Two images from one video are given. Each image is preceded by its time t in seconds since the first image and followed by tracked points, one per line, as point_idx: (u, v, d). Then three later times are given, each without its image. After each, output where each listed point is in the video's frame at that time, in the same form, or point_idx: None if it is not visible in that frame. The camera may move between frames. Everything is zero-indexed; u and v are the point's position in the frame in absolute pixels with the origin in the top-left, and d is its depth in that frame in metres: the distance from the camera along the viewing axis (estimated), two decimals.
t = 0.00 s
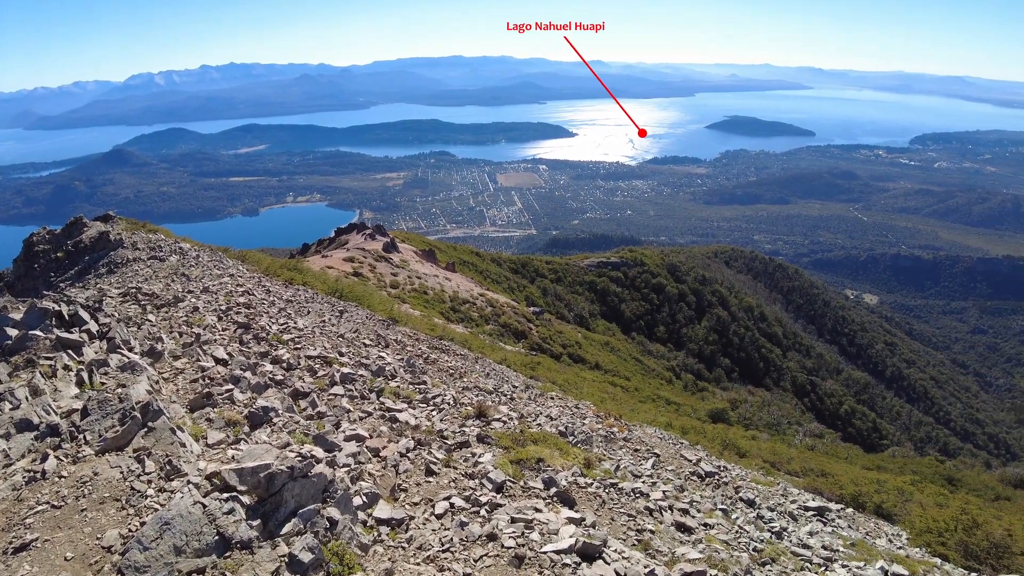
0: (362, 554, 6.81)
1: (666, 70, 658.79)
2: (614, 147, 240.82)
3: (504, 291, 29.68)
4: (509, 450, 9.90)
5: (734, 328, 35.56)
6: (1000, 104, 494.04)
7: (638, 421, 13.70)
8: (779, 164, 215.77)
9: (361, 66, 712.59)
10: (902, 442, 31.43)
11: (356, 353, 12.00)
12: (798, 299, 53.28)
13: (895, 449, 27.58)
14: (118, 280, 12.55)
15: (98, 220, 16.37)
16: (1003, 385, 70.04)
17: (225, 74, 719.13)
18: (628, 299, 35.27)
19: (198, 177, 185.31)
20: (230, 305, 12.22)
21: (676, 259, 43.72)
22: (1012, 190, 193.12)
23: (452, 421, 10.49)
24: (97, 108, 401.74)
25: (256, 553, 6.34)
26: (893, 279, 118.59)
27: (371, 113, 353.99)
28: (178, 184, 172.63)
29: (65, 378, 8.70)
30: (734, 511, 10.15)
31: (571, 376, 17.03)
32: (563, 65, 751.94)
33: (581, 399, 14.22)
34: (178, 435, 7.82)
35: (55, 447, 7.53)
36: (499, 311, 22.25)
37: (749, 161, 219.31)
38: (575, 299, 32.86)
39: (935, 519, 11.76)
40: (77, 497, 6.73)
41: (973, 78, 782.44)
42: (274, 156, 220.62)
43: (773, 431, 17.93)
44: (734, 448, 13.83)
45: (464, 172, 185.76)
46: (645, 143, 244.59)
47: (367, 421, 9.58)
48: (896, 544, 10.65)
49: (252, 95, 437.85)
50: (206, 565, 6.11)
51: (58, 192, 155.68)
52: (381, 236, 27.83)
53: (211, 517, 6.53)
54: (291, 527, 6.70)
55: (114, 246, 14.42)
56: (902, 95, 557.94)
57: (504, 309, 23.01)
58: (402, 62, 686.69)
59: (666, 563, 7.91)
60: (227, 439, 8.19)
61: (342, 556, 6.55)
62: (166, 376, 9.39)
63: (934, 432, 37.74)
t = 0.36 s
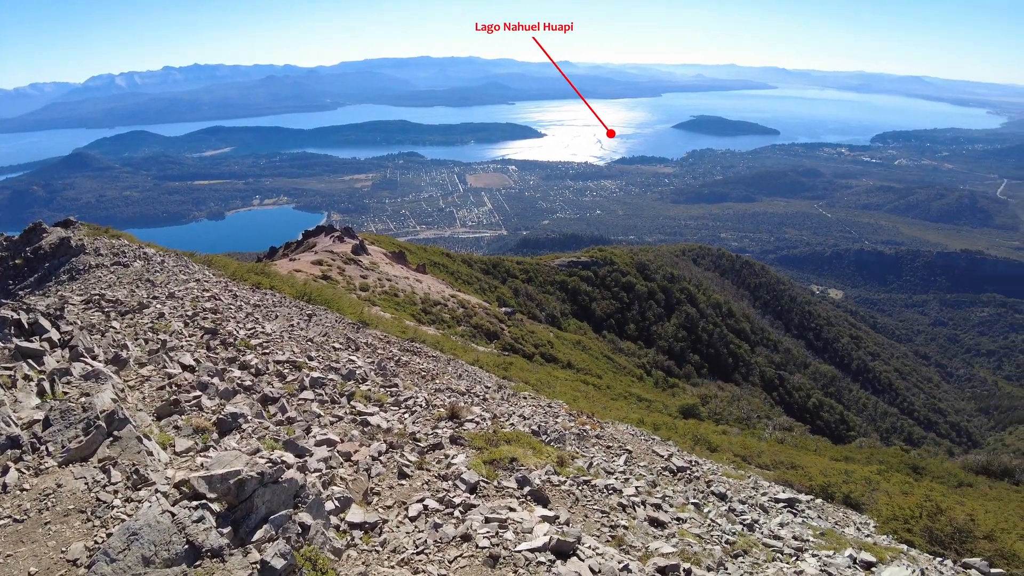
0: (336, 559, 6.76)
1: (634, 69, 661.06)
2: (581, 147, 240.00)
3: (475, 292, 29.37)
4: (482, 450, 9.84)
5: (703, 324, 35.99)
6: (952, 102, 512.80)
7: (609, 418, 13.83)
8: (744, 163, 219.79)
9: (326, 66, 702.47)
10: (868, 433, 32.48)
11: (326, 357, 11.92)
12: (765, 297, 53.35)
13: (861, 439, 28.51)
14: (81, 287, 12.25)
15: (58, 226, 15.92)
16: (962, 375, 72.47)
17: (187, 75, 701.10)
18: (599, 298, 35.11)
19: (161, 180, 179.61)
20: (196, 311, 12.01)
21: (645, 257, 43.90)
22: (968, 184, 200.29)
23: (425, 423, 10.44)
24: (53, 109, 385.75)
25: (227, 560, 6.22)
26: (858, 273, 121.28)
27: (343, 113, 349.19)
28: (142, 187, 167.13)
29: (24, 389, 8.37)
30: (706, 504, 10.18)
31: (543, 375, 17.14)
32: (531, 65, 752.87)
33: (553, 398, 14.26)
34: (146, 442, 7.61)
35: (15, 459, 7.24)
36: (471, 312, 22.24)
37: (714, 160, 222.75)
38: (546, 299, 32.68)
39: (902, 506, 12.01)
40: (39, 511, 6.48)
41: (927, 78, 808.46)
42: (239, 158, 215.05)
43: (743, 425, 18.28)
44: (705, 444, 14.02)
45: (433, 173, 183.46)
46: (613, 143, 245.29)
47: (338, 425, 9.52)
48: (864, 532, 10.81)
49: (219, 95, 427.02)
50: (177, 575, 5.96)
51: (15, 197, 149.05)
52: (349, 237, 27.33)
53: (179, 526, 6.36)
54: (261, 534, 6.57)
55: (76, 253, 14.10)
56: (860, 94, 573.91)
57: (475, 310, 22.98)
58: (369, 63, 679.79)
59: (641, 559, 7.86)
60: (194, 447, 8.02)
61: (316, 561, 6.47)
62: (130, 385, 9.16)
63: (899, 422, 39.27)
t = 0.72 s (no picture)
0: (311, 566, 6.70)
1: (603, 69, 662.35)
2: (552, 147, 239.94)
3: (450, 293, 29.11)
4: (458, 452, 9.83)
5: (675, 321, 36.33)
6: (912, 100, 528.41)
7: (585, 416, 13.93)
8: (713, 161, 223.30)
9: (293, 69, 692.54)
10: (839, 423, 33.37)
11: (298, 362, 11.81)
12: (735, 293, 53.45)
13: (832, 430, 29.32)
14: (44, 297, 11.96)
15: (22, 234, 15.55)
16: (928, 364, 74.40)
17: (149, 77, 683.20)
18: (573, 297, 35.14)
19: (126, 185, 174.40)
20: (165, 318, 11.81)
21: (617, 255, 44.03)
22: (930, 179, 206.64)
23: (400, 426, 10.41)
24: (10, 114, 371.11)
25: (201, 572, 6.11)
26: (826, 268, 123.64)
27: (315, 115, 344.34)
28: (107, 193, 162.00)
29: None
30: (681, 499, 10.29)
31: (519, 375, 17.17)
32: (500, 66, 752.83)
33: (529, 398, 14.29)
34: (113, 454, 7.41)
35: None
36: (445, 313, 22.13)
37: (684, 159, 225.83)
38: (521, 299, 32.58)
39: (872, 494, 12.25)
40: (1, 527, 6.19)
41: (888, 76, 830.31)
42: (210, 161, 210.92)
43: (717, 419, 18.55)
44: (680, 438, 14.19)
45: (404, 174, 182.06)
46: (584, 144, 245.42)
47: (312, 431, 9.44)
48: (836, 521, 11.00)
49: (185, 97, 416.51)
50: None
51: None
52: (321, 241, 26.96)
53: (149, 538, 6.19)
54: (235, 543, 6.47)
55: (40, 261, 13.82)
56: (825, 92, 586.76)
57: (450, 311, 22.88)
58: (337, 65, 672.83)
59: (617, 554, 7.90)
60: (166, 455, 7.88)
61: (290, 567, 6.43)
62: (98, 396, 8.92)
63: (869, 412, 40.38)
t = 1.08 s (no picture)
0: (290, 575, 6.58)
1: (577, 70, 665.56)
2: (526, 147, 240.15)
3: (427, 295, 28.96)
4: (436, 455, 9.79)
5: (652, 319, 36.62)
6: (878, 97, 541.30)
7: (564, 416, 13.96)
8: (686, 160, 226.12)
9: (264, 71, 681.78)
10: (814, 417, 34.08)
11: (273, 368, 11.65)
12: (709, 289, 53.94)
13: (807, 422, 29.96)
14: (8, 306, 11.62)
15: None
16: (898, 355, 75.99)
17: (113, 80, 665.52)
18: (550, 297, 35.16)
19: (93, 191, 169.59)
20: (136, 327, 11.58)
21: (593, 254, 44.12)
22: (897, 174, 211.80)
23: (377, 431, 10.33)
24: None
25: None
26: (799, 263, 125.68)
27: (289, 117, 339.28)
28: (73, 199, 157.39)
29: None
30: (659, 494, 10.36)
31: (498, 375, 17.18)
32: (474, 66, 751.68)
33: (507, 399, 14.31)
34: (83, 466, 7.19)
35: None
36: (422, 315, 22.05)
37: (657, 158, 228.05)
38: (498, 300, 32.51)
39: (849, 484, 12.44)
40: None
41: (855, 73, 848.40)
42: (181, 166, 206.59)
43: (695, 415, 18.71)
44: (659, 435, 14.30)
45: (379, 177, 180.69)
46: (558, 144, 245.36)
47: (288, 438, 9.33)
48: (814, 512, 11.17)
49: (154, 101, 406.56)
50: None
51: None
52: (294, 245, 26.57)
53: (122, 551, 6.04)
54: (210, 554, 6.32)
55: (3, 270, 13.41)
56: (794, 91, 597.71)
57: (427, 313, 22.79)
58: (310, 67, 664.60)
59: (597, 552, 7.91)
60: (138, 467, 7.68)
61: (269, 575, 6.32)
62: (66, 408, 8.67)
63: (843, 404, 41.25)
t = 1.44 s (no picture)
0: None
1: (552, 71, 667.66)
2: (502, 149, 240.16)
3: (405, 298, 28.73)
4: (414, 459, 9.75)
5: (629, 317, 36.85)
6: (848, 95, 552.31)
7: (543, 416, 13.98)
8: (659, 159, 228.44)
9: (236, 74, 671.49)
10: (790, 411, 34.73)
11: (247, 376, 11.49)
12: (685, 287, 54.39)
13: (784, 416, 30.46)
14: None
15: None
16: (872, 348, 77.34)
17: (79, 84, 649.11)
18: (528, 298, 35.16)
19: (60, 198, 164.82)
20: (107, 336, 11.35)
21: (570, 255, 44.18)
22: (868, 171, 216.47)
23: (354, 436, 10.27)
24: None
25: None
26: (772, 259, 126.68)
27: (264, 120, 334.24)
28: (39, 207, 152.87)
29: None
30: (638, 493, 10.40)
31: (477, 377, 17.17)
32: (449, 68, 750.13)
33: (486, 400, 14.31)
34: (52, 479, 6.99)
35: None
36: (400, 319, 21.94)
37: (631, 158, 229.66)
38: (476, 301, 32.36)
39: (825, 477, 12.63)
40: None
41: (825, 72, 864.83)
42: (152, 171, 202.29)
43: (673, 412, 18.93)
44: (638, 433, 14.39)
45: (353, 180, 179.06)
46: (533, 145, 245.38)
47: (264, 446, 9.22)
48: (791, 505, 11.32)
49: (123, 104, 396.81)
50: None
51: None
52: (268, 250, 26.21)
53: (91, 566, 5.85)
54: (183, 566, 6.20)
55: None
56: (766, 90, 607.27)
57: (404, 316, 22.68)
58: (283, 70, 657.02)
59: (576, 552, 7.92)
60: (109, 480, 7.48)
61: None
62: (34, 420, 8.42)
63: (819, 398, 41.95)
